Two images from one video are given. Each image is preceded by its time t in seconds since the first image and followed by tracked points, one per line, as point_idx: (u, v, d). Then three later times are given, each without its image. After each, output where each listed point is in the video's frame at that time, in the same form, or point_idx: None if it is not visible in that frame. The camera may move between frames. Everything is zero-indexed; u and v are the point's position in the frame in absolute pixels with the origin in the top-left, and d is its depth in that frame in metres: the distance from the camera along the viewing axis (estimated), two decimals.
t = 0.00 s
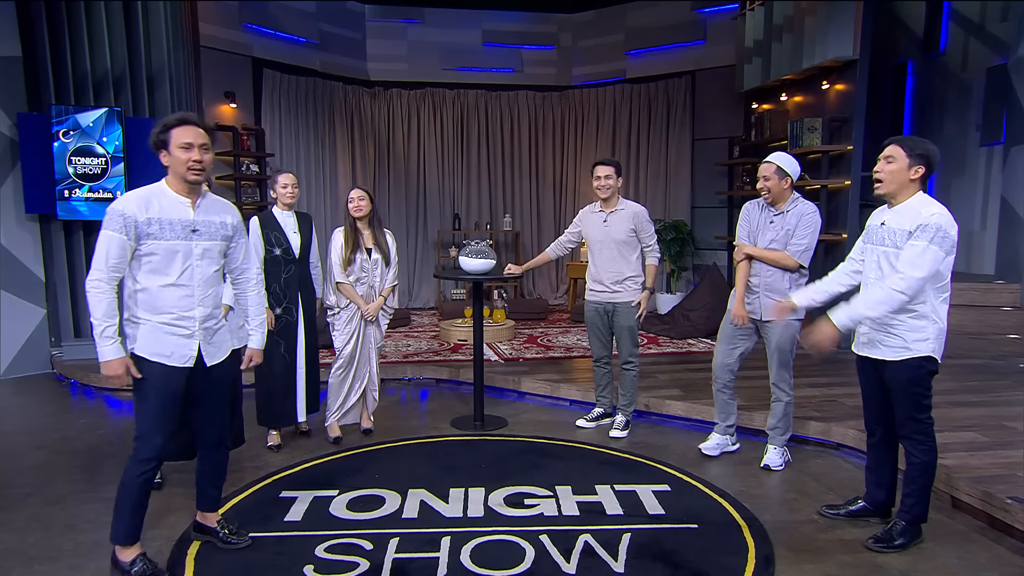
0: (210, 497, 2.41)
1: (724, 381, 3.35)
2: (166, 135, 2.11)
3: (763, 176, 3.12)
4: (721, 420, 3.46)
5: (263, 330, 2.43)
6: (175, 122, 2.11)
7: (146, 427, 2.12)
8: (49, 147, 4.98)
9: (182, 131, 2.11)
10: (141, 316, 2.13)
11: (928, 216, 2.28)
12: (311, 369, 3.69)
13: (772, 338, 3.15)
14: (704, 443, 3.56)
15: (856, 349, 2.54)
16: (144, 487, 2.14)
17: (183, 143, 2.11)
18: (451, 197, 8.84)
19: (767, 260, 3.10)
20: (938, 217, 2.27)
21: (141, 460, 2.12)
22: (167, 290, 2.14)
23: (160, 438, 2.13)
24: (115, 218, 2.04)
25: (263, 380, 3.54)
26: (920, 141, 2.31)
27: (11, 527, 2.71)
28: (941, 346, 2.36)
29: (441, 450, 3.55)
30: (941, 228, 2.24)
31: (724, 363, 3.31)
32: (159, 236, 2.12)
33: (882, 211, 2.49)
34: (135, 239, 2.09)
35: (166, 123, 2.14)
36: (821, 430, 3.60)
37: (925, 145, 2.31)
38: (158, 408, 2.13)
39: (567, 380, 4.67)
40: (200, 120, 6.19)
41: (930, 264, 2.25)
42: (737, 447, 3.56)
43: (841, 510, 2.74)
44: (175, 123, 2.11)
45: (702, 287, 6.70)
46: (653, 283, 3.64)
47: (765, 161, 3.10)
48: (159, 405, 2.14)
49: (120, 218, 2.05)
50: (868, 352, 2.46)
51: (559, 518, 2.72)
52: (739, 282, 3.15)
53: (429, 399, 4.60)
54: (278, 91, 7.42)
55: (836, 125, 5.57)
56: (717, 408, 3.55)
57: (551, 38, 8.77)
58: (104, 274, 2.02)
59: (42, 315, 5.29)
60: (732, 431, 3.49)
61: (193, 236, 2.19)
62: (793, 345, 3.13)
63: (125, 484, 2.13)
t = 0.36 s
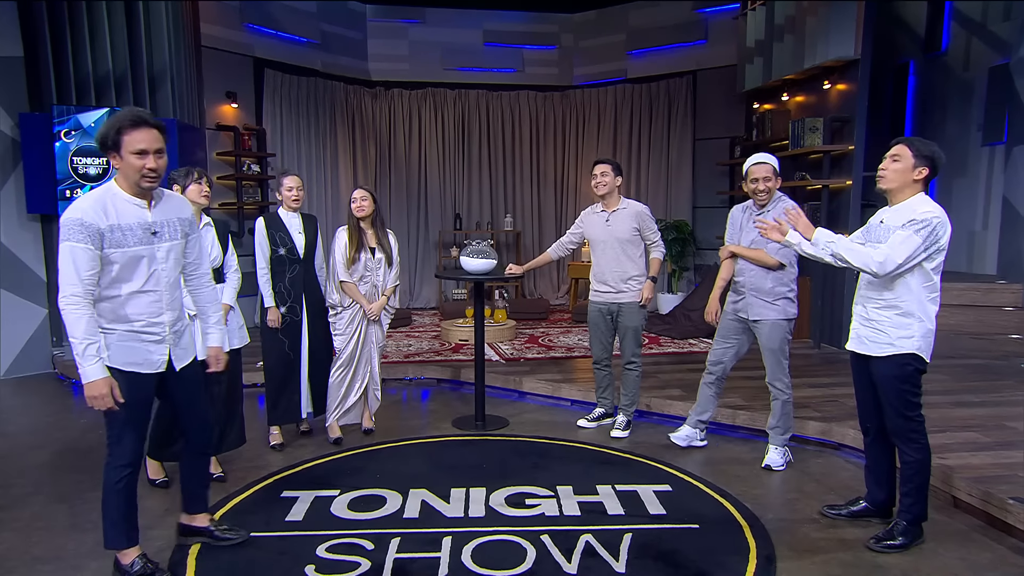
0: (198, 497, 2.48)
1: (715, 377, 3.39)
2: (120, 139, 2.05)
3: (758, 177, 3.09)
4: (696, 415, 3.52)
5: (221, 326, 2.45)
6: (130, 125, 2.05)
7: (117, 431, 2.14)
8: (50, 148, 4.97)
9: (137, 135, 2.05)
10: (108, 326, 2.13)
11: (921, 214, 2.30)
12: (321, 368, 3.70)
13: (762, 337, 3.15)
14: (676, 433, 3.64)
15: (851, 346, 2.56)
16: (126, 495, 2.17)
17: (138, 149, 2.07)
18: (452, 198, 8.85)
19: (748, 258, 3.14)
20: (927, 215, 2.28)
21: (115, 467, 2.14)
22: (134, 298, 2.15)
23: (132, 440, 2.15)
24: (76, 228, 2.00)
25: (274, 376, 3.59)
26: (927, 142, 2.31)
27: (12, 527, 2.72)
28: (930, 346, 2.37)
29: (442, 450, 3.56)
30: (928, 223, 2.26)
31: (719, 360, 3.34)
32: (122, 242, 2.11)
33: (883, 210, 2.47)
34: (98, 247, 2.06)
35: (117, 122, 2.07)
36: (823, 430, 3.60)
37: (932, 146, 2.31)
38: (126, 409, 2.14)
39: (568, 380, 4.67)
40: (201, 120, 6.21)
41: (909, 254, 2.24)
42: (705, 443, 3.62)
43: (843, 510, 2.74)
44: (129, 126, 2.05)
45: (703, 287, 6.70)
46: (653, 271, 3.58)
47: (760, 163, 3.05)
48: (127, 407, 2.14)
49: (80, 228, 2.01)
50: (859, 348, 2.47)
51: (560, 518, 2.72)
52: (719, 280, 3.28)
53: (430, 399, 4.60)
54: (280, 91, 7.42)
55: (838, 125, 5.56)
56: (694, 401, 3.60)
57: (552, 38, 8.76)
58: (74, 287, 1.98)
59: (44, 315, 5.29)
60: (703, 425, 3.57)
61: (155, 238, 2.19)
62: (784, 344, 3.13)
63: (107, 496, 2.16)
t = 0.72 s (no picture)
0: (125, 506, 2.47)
1: (709, 377, 3.36)
2: (118, 138, 2.06)
3: (724, 177, 3.13)
4: (704, 418, 3.49)
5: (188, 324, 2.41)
6: (125, 123, 2.07)
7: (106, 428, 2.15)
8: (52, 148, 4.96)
9: (136, 134, 2.08)
10: (101, 326, 2.13)
11: (917, 214, 2.30)
12: (325, 366, 3.73)
13: (744, 335, 3.15)
14: (685, 441, 3.59)
15: (843, 346, 2.54)
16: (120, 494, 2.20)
17: (138, 146, 2.10)
18: (453, 198, 8.85)
19: (723, 256, 3.13)
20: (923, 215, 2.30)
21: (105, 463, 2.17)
22: (129, 299, 2.17)
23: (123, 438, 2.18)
24: (79, 229, 2.00)
25: (275, 377, 3.59)
26: (907, 143, 2.31)
27: (14, 526, 2.72)
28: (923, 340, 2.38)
29: (443, 450, 3.55)
30: (929, 223, 2.28)
31: (708, 364, 3.33)
32: (120, 244, 2.13)
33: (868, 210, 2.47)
34: (98, 247, 2.07)
35: (106, 121, 2.07)
36: (824, 430, 3.60)
37: (910, 146, 2.31)
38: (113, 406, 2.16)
39: (569, 380, 4.66)
40: (202, 120, 6.21)
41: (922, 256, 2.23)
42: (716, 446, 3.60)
43: (845, 510, 2.73)
44: (127, 125, 2.07)
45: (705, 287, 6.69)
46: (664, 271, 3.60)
47: (727, 163, 3.10)
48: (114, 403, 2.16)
49: (83, 229, 2.01)
50: (856, 348, 2.45)
51: (562, 518, 2.72)
52: (695, 282, 3.19)
53: (432, 399, 4.60)
54: (282, 91, 7.42)
55: (839, 125, 5.54)
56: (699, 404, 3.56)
57: (553, 38, 8.76)
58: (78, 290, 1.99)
59: (47, 316, 5.30)
60: (711, 429, 3.54)
61: (147, 239, 2.22)
62: (766, 340, 3.14)
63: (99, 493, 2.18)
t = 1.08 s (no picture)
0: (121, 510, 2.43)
1: (703, 377, 3.37)
2: (124, 139, 2.09)
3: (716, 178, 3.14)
4: (704, 421, 3.49)
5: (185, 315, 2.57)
6: (128, 124, 2.10)
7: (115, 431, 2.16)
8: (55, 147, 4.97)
9: (141, 136, 2.13)
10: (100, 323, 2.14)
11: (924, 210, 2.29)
12: (329, 366, 3.71)
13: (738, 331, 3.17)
14: (686, 442, 3.60)
15: (847, 349, 2.49)
16: (128, 495, 2.22)
17: (144, 147, 2.15)
18: (455, 198, 8.86)
19: (727, 254, 3.13)
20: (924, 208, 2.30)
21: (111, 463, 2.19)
22: (127, 296, 2.20)
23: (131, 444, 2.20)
24: (96, 226, 2.03)
25: (277, 378, 3.57)
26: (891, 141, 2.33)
27: (17, 525, 2.73)
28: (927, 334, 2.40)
29: (445, 450, 3.56)
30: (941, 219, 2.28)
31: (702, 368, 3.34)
32: (125, 242, 2.17)
33: (863, 211, 2.47)
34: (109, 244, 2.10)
35: (104, 123, 2.09)
36: (827, 430, 3.59)
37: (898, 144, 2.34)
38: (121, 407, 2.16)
39: (572, 380, 4.66)
40: (205, 121, 6.22)
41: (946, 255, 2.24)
42: (718, 444, 3.61)
43: (847, 510, 2.73)
44: (135, 126, 2.12)
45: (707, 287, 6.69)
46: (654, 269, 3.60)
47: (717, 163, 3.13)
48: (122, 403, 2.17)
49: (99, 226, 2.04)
50: (869, 350, 2.41)
51: (564, 518, 2.72)
52: (706, 281, 3.13)
53: (434, 399, 4.60)
54: (284, 91, 7.42)
55: (841, 125, 5.53)
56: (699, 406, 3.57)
57: (555, 38, 8.76)
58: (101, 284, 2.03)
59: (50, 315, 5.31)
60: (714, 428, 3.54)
61: (141, 238, 2.26)
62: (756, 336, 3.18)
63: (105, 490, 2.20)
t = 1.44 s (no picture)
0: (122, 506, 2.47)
1: (707, 382, 3.38)
2: (121, 140, 2.11)
3: (725, 180, 3.10)
4: (706, 420, 3.52)
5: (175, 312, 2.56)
6: (128, 129, 2.12)
7: (116, 434, 2.19)
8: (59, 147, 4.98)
9: (138, 139, 2.15)
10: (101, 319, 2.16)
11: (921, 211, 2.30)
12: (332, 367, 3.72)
13: (741, 337, 3.16)
14: (689, 442, 3.61)
15: (847, 351, 2.48)
16: (129, 496, 2.23)
17: (140, 150, 2.16)
18: (457, 198, 8.87)
19: (727, 258, 3.12)
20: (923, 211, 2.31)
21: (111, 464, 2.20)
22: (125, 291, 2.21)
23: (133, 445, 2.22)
24: (89, 222, 2.05)
25: (280, 380, 3.57)
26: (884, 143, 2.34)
27: (20, 525, 2.75)
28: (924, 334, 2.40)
29: (447, 450, 3.56)
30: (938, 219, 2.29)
31: (705, 371, 3.34)
32: (120, 238, 2.18)
33: (855, 213, 2.47)
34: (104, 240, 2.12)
35: (102, 125, 2.10)
36: (830, 430, 3.59)
37: (890, 147, 2.34)
38: (119, 405, 2.18)
39: (573, 380, 4.66)
40: (207, 121, 6.24)
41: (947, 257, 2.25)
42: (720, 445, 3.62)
43: (849, 511, 2.73)
44: (134, 129, 2.15)
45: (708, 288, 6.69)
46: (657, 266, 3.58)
47: (727, 166, 3.08)
48: (125, 398, 2.20)
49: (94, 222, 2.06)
50: (870, 352, 2.40)
51: (566, 518, 2.72)
52: (699, 284, 3.10)
53: (436, 399, 4.61)
54: (287, 92, 7.44)
55: (843, 125, 5.54)
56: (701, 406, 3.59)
57: (557, 39, 8.76)
58: (99, 280, 2.04)
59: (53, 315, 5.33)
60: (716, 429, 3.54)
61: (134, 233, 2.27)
62: (758, 343, 3.15)
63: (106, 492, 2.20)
